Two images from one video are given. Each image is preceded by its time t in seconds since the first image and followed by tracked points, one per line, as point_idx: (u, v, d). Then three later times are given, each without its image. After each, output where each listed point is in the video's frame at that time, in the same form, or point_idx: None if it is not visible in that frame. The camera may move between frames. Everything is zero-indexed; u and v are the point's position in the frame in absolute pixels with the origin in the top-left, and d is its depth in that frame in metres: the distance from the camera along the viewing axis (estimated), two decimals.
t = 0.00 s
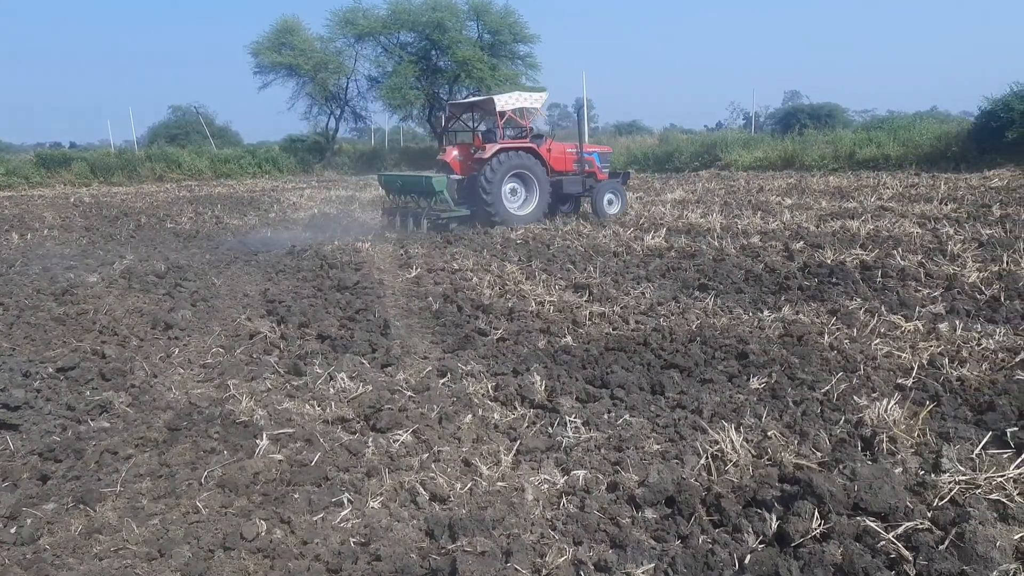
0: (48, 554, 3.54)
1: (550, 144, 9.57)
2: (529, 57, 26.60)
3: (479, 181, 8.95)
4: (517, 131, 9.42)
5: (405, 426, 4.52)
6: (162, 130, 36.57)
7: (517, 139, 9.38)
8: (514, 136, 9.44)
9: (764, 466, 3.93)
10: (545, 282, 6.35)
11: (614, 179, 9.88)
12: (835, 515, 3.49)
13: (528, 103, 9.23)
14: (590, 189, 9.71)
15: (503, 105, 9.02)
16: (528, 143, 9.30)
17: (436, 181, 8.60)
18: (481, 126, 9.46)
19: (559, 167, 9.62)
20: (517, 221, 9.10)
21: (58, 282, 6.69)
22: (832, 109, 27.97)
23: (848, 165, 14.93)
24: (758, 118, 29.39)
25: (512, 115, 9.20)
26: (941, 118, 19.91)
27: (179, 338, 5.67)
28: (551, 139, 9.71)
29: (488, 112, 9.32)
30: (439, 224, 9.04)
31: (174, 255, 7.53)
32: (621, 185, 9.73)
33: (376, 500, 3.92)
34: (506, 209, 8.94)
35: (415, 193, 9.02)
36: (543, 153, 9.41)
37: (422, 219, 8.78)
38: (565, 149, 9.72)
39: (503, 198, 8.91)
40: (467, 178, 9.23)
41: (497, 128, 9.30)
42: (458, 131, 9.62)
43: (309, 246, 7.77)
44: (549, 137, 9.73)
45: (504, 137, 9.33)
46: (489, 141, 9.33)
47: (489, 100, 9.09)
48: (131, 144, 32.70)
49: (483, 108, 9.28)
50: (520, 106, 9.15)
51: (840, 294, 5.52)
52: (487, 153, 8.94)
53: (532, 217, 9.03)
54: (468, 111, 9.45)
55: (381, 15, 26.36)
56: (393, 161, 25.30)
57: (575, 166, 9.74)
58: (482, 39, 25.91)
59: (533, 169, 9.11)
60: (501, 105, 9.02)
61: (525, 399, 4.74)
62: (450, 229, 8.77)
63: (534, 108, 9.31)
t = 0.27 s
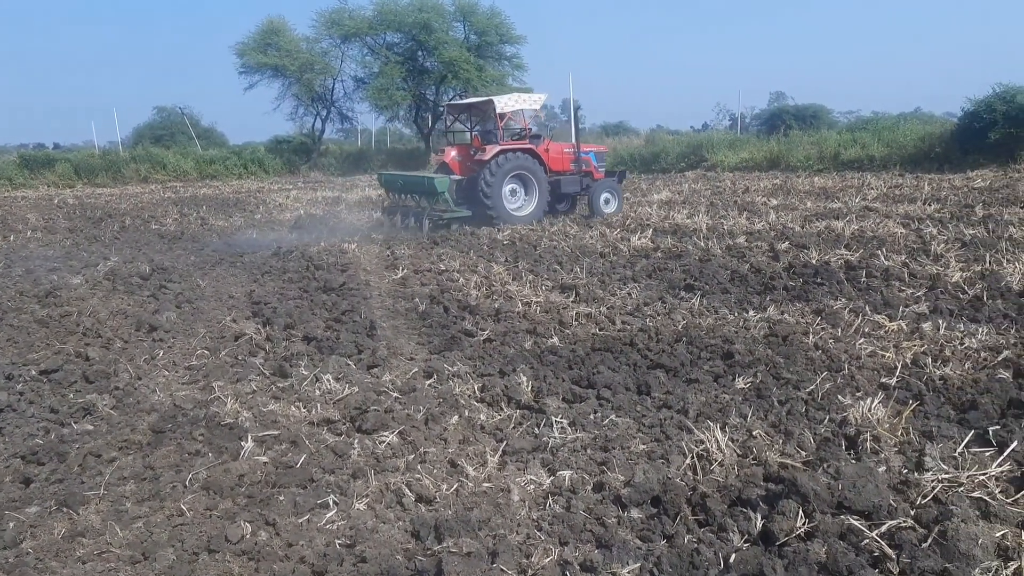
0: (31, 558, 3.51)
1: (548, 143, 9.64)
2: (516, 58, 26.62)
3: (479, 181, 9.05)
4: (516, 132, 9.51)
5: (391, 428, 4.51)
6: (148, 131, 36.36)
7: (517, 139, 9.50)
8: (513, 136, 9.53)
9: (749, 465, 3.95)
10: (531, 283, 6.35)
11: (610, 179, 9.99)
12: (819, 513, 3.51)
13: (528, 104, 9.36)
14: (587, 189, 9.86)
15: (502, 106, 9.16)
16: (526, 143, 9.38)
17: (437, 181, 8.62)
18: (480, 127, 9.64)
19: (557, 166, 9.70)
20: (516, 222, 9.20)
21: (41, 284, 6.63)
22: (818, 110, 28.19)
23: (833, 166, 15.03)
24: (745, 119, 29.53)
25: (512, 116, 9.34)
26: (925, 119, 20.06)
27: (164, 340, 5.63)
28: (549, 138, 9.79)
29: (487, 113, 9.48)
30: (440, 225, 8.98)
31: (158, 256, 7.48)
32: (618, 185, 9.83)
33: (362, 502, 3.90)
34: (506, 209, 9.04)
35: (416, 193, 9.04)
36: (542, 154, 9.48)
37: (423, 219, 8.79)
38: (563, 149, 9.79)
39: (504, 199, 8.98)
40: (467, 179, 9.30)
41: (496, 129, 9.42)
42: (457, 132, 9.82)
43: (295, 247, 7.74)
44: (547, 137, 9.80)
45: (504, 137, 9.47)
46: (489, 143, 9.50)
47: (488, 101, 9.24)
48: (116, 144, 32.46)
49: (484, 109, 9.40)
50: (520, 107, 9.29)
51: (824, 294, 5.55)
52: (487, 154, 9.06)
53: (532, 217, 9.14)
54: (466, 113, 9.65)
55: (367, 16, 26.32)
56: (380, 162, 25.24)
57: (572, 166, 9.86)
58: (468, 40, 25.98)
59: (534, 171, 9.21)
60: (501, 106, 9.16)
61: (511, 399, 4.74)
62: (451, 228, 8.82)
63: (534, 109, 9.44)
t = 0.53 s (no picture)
0: (12, 562, 3.48)
1: (545, 145, 9.67)
2: (502, 59, 26.67)
3: (478, 182, 9.11)
4: (514, 134, 9.54)
5: (377, 429, 4.50)
6: (133, 133, 36.14)
7: (515, 141, 9.55)
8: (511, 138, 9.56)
9: (734, 465, 3.96)
10: (518, 284, 6.35)
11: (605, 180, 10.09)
12: (803, 513, 3.52)
13: (527, 106, 9.40)
14: (583, 190, 9.99)
15: (501, 109, 9.20)
16: (525, 145, 9.43)
17: (437, 184, 8.76)
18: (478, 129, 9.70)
19: (554, 168, 9.74)
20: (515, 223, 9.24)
21: (24, 285, 6.57)
22: (803, 112, 28.43)
23: (817, 167, 15.13)
24: (731, 121, 29.67)
25: (511, 118, 9.38)
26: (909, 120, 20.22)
27: (148, 341, 5.59)
28: (546, 140, 9.82)
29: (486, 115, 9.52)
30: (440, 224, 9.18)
31: (143, 257, 7.43)
32: (613, 185, 9.94)
33: (347, 504, 3.89)
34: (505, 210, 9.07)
35: (416, 193, 9.16)
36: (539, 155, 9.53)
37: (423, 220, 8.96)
38: (559, 150, 9.83)
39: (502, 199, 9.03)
40: (467, 181, 9.35)
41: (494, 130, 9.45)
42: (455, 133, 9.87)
43: (281, 248, 7.71)
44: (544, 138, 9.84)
45: (502, 139, 9.51)
46: (486, 145, 9.54)
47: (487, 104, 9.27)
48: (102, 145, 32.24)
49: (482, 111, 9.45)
50: (519, 110, 9.33)
51: (809, 294, 5.58)
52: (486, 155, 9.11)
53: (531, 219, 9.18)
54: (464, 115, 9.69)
55: (353, 18, 26.27)
56: (365, 164, 25.12)
57: (569, 167, 9.92)
58: (454, 41, 26.00)
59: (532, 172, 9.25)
60: (500, 109, 9.19)
61: (497, 400, 4.74)
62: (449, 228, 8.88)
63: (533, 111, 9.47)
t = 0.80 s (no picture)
0: None
1: (542, 146, 9.66)
2: (489, 60, 26.68)
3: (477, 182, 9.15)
4: (513, 135, 9.59)
5: (362, 432, 4.47)
6: (118, 133, 35.89)
7: (513, 142, 9.58)
8: (509, 139, 9.60)
9: (720, 467, 3.96)
10: (505, 285, 6.34)
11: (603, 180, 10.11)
12: (789, 515, 3.52)
13: (524, 107, 9.45)
14: (581, 190, 10.09)
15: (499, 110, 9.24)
16: (522, 145, 9.43)
17: (436, 183, 8.72)
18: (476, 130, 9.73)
19: (551, 169, 9.74)
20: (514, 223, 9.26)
21: (6, 286, 6.51)
22: (789, 115, 28.62)
23: (803, 169, 15.20)
24: (718, 123, 29.78)
25: (509, 119, 9.42)
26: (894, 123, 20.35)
27: (132, 344, 5.54)
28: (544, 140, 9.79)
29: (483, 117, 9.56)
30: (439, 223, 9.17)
31: (127, 259, 7.37)
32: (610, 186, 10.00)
33: (333, 507, 3.86)
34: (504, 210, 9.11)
35: (415, 193, 9.11)
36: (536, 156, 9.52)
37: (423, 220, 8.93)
38: (557, 150, 9.82)
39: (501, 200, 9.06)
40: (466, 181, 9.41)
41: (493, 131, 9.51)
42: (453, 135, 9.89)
43: (267, 249, 7.67)
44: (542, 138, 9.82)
45: (500, 140, 9.54)
46: (484, 145, 9.57)
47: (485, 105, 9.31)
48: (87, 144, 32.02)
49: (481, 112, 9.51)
50: (516, 110, 9.38)
51: (794, 296, 5.60)
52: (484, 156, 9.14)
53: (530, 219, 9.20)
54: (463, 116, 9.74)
55: (340, 18, 26.19)
56: (352, 164, 25.04)
57: (566, 168, 9.91)
58: (441, 41, 25.99)
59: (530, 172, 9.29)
60: (498, 110, 9.24)
61: (484, 402, 4.73)
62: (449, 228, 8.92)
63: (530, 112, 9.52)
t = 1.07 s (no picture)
0: None
1: (541, 147, 9.75)
2: (476, 61, 26.69)
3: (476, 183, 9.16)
4: (511, 136, 9.61)
5: (348, 435, 4.44)
6: (103, 134, 35.65)
7: (511, 143, 9.60)
8: (508, 141, 9.63)
9: (707, 470, 3.96)
10: (492, 287, 6.33)
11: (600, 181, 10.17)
12: (776, 517, 3.52)
13: (521, 108, 9.50)
14: (578, 191, 10.10)
15: (497, 111, 9.28)
16: (521, 146, 9.52)
17: (436, 184, 8.71)
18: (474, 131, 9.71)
19: (549, 170, 9.83)
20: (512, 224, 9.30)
21: None
22: (776, 117, 28.79)
23: (790, 171, 15.26)
24: (705, 125, 29.88)
25: (506, 120, 9.46)
26: (879, 125, 20.47)
27: (116, 346, 5.49)
28: (541, 142, 9.89)
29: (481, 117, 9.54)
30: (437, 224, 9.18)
31: (111, 260, 7.31)
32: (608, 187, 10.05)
33: (318, 511, 3.82)
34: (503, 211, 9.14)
35: (413, 194, 9.12)
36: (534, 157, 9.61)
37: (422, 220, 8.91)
38: (555, 152, 9.92)
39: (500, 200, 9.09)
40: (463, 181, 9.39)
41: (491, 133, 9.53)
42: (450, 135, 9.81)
43: (253, 251, 7.63)
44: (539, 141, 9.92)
45: (498, 141, 9.57)
46: (483, 146, 9.56)
47: (483, 107, 9.33)
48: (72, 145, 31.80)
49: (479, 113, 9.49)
50: (514, 112, 9.42)
51: (781, 298, 5.61)
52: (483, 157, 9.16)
53: (529, 219, 9.24)
54: (459, 116, 9.62)
55: (326, 18, 26.10)
56: (339, 165, 25.01)
57: (564, 169, 10.01)
58: (428, 43, 25.97)
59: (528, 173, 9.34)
60: (496, 111, 9.27)
61: (470, 405, 4.70)
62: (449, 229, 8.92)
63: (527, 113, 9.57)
